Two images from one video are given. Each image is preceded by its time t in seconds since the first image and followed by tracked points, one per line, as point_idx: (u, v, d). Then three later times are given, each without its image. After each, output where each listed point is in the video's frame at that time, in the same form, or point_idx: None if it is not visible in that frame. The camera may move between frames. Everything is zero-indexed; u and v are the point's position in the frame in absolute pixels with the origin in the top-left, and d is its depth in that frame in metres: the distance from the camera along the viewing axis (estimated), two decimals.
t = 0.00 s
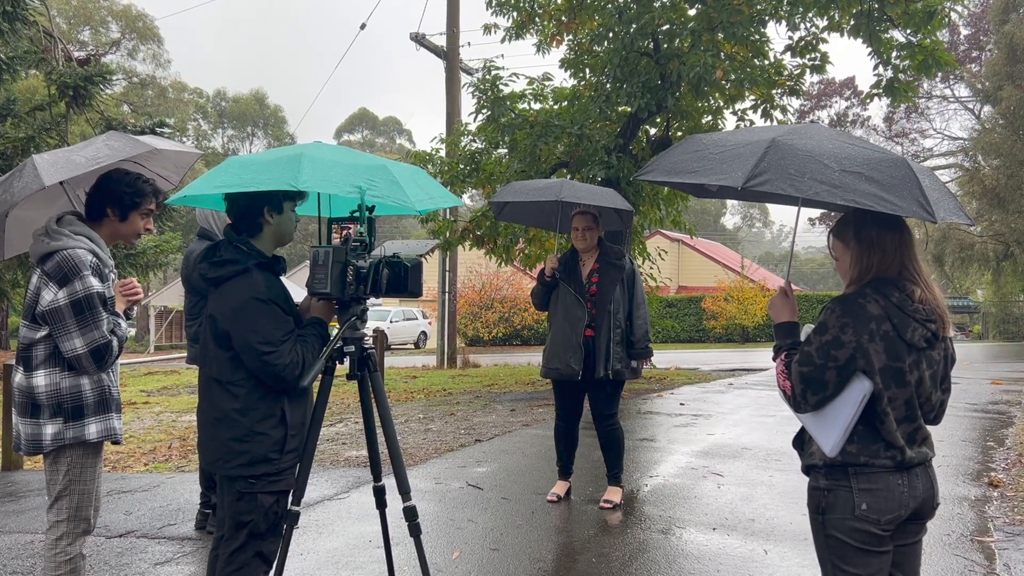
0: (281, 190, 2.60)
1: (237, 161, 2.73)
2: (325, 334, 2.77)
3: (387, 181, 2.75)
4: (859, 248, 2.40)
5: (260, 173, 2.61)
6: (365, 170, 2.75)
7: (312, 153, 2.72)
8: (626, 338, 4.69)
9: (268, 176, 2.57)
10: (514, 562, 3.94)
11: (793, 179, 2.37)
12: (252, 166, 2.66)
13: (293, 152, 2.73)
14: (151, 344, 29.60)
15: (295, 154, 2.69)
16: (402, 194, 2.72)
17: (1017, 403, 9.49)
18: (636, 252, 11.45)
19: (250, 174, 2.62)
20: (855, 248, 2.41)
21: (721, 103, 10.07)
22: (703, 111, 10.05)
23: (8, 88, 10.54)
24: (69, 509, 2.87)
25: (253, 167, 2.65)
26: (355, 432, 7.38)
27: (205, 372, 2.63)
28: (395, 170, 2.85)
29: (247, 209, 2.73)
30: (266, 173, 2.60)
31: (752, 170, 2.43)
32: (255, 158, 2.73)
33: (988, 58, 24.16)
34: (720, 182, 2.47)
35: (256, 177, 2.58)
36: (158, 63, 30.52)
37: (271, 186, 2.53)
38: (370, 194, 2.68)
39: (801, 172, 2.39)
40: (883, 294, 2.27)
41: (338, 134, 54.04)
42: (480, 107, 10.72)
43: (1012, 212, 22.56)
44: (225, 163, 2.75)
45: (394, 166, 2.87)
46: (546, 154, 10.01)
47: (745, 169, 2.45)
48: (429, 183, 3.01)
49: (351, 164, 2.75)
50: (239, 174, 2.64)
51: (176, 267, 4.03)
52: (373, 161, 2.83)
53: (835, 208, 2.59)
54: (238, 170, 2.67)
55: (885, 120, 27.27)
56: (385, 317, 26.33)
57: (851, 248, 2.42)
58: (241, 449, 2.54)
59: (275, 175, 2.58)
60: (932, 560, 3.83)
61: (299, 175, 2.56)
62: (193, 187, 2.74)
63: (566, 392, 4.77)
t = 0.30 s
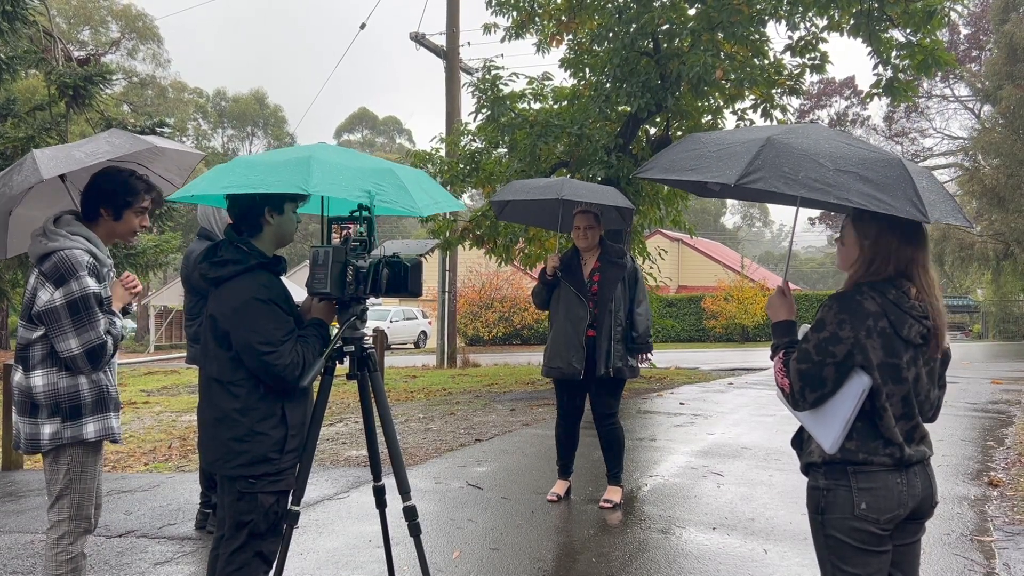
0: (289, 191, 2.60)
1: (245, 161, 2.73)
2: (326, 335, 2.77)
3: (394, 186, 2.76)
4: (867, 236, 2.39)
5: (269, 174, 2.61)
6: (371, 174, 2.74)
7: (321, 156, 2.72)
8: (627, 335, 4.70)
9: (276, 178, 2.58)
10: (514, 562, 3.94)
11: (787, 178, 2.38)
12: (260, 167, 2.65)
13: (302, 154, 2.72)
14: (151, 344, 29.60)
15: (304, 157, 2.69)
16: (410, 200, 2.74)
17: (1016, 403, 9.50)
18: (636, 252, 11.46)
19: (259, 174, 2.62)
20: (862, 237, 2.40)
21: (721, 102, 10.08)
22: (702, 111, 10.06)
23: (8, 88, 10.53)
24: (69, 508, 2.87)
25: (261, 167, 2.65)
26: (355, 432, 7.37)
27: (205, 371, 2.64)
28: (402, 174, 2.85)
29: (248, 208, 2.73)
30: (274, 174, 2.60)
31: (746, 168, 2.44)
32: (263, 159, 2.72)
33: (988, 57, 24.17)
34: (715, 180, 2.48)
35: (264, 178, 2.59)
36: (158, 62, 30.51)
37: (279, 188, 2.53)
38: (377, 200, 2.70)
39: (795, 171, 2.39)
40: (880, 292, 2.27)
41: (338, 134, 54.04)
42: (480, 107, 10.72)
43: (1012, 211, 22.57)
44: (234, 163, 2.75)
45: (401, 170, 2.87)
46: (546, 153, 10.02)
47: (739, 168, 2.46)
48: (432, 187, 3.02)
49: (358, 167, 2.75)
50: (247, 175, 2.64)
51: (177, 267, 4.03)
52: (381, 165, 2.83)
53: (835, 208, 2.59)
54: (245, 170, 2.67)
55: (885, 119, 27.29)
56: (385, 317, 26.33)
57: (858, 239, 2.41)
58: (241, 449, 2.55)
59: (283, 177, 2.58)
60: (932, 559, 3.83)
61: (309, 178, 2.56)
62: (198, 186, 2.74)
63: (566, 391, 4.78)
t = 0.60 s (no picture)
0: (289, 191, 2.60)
1: (245, 161, 2.73)
2: (326, 335, 2.77)
3: (393, 185, 2.76)
4: (879, 229, 2.40)
5: (268, 174, 2.61)
6: (370, 173, 2.74)
7: (320, 156, 2.71)
8: (627, 336, 4.70)
9: (276, 178, 2.58)
10: (513, 562, 3.94)
11: (795, 167, 2.37)
12: (260, 167, 2.65)
13: (301, 154, 2.72)
14: (151, 344, 29.58)
15: (303, 157, 2.68)
16: (409, 199, 2.74)
17: (1016, 402, 9.50)
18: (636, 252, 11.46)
19: (258, 174, 2.62)
20: (875, 231, 2.41)
21: (720, 102, 10.08)
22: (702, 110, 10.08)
23: (7, 88, 10.53)
24: (73, 503, 2.87)
25: (260, 168, 2.65)
26: (355, 432, 7.37)
27: (205, 372, 2.63)
28: (401, 173, 2.85)
29: (247, 208, 2.73)
30: (274, 174, 2.60)
31: (754, 156, 2.43)
32: (262, 159, 2.72)
33: (988, 57, 24.17)
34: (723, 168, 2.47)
35: (264, 178, 2.59)
36: (158, 62, 30.51)
37: (279, 188, 2.53)
38: (377, 199, 2.70)
39: (804, 160, 2.38)
40: (885, 288, 2.27)
41: (338, 134, 54.03)
42: (480, 107, 10.72)
43: (1012, 210, 22.57)
44: (234, 162, 2.76)
45: (399, 169, 2.87)
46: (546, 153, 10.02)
47: (747, 156, 2.45)
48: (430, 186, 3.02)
49: (356, 167, 2.75)
50: (246, 175, 2.64)
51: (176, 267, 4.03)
52: (379, 164, 2.83)
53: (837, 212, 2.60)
54: (244, 170, 2.67)
55: (884, 119, 27.31)
56: (385, 317, 26.32)
57: (870, 233, 2.41)
58: (241, 448, 2.55)
59: (282, 177, 2.58)
60: (931, 558, 3.83)
61: (308, 178, 2.56)
62: (199, 186, 2.75)
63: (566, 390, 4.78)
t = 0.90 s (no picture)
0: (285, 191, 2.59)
1: (242, 162, 2.74)
2: (325, 334, 2.77)
3: (389, 182, 2.76)
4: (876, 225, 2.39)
5: (264, 174, 2.61)
6: (365, 171, 2.75)
7: (314, 155, 2.71)
8: (624, 337, 4.68)
9: (273, 178, 2.57)
10: (512, 561, 3.94)
11: (818, 162, 2.39)
12: (257, 167, 2.65)
13: (295, 153, 2.71)
14: (151, 343, 29.56)
15: (297, 156, 2.68)
16: (406, 196, 2.73)
17: (1016, 401, 9.49)
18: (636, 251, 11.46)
19: (254, 175, 2.62)
20: (873, 227, 2.39)
21: (720, 101, 10.08)
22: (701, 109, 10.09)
23: (6, 87, 10.53)
24: (72, 500, 2.87)
25: (257, 168, 2.65)
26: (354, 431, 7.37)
27: (203, 370, 2.63)
28: (396, 169, 2.85)
29: (245, 208, 2.73)
30: (269, 174, 2.60)
31: (778, 151, 2.43)
32: (258, 159, 2.73)
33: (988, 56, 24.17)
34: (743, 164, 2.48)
35: (261, 178, 2.59)
36: (158, 61, 30.48)
37: (274, 188, 2.53)
38: (373, 196, 2.69)
39: (825, 156, 2.40)
40: (891, 275, 2.29)
41: (338, 133, 54.00)
42: (479, 106, 10.71)
43: (1011, 209, 22.57)
44: (232, 163, 2.76)
45: (394, 166, 2.87)
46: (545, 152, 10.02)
47: (771, 150, 2.45)
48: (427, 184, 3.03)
49: (351, 164, 2.75)
50: (243, 175, 2.64)
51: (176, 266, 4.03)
52: (373, 161, 2.83)
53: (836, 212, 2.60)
54: (241, 171, 2.67)
55: (884, 118, 27.31)
56: (385, 316, 26.31)
57: (867, 231, 2.40)
58: (240, 446, 2.55)
59: (278, 177, 2.58)
60: (930, 557, 3.83)
61: (304, 177, 2.55)
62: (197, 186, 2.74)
63: (564, 390, 4.78)
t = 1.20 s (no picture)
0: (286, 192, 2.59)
1: (242, 161, 2.74)
2: (325, 335, 2.76)
3: (389, 181, 2.76)
4: (887, 225, 2.41)
5: (264, 174, 2.61)
6: (366, 170, 2.74)
7: (314, 154, 2.70)
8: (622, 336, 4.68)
9: (272, 177, 2.57)
10: (512, 560, 3.94)
11: (856, 162, 2.37)
12: (255, 167, 2.65)
13: (295, 153, 2.71)
14: (151, 343, 29.55)
15: (297, 156, 2.68)
16: (406, 195, 2.74)
17: (1016, 400, 9.49)
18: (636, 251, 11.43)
19: (254, 175, 2.61)
20: (883, 228, 2.41)
21: (720, 100, 10.07)
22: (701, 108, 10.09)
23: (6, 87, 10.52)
24: (66, 498, 2.88)
25: (255, 168, 2.65)
26: (354, 430, 7.37)
27: (202, 369, 2.63)
28: (395, 168, 2.85)
29: (245, 207, 2.72)
30: (269, 174, 2.60)
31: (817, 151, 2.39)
32: (258, 159, 2.73)
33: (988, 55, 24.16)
34: (781, 165, 2.41)
35: (261, 178, 2.58)
36: (158, 61, 30.49)
37: (275, 187, 2.53)
38: (373, 195, 2.69)
39: (861, 155, 2.39)
40: (911, 268, 2.33)
41: (337, 133, 54.00)
42: (479, 105, 10.71)
43: (1011, 208, 22.55)
44: (231, 162, 2.76)
45: (393, 165, 2.87)
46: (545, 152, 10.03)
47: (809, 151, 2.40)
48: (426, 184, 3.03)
49: (351, 164, 2.75)
50: (243, 175, 2.64)
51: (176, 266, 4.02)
52: (372, 160, 2.83)
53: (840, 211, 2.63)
54: (241, 171, 2.67)
55: (884, 118, 27.32)
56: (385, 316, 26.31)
57: (878, 232, 2.42)
58: (240, 446, 2.55)
59: (278, 176, 2.58)
60: (930, 556, 3.84)
61: (305, 176, 2.55)
62: (197, 186, 2.73)
63: (562, 390, 4.77)
